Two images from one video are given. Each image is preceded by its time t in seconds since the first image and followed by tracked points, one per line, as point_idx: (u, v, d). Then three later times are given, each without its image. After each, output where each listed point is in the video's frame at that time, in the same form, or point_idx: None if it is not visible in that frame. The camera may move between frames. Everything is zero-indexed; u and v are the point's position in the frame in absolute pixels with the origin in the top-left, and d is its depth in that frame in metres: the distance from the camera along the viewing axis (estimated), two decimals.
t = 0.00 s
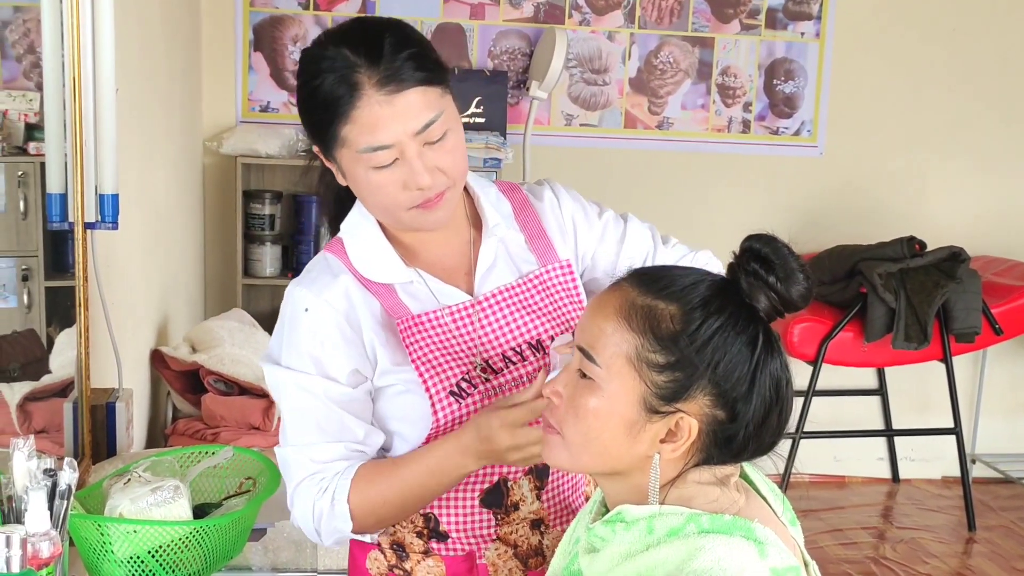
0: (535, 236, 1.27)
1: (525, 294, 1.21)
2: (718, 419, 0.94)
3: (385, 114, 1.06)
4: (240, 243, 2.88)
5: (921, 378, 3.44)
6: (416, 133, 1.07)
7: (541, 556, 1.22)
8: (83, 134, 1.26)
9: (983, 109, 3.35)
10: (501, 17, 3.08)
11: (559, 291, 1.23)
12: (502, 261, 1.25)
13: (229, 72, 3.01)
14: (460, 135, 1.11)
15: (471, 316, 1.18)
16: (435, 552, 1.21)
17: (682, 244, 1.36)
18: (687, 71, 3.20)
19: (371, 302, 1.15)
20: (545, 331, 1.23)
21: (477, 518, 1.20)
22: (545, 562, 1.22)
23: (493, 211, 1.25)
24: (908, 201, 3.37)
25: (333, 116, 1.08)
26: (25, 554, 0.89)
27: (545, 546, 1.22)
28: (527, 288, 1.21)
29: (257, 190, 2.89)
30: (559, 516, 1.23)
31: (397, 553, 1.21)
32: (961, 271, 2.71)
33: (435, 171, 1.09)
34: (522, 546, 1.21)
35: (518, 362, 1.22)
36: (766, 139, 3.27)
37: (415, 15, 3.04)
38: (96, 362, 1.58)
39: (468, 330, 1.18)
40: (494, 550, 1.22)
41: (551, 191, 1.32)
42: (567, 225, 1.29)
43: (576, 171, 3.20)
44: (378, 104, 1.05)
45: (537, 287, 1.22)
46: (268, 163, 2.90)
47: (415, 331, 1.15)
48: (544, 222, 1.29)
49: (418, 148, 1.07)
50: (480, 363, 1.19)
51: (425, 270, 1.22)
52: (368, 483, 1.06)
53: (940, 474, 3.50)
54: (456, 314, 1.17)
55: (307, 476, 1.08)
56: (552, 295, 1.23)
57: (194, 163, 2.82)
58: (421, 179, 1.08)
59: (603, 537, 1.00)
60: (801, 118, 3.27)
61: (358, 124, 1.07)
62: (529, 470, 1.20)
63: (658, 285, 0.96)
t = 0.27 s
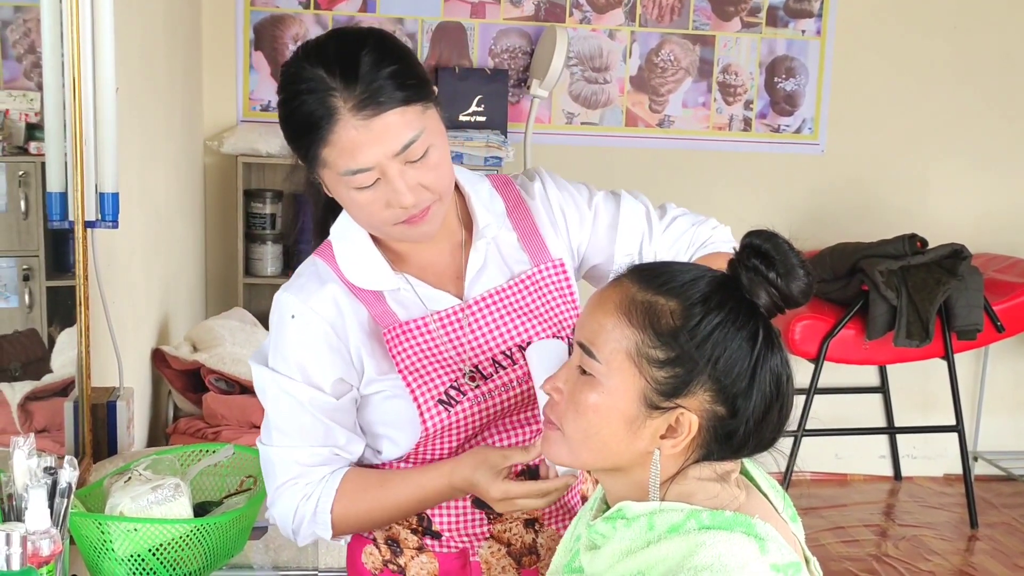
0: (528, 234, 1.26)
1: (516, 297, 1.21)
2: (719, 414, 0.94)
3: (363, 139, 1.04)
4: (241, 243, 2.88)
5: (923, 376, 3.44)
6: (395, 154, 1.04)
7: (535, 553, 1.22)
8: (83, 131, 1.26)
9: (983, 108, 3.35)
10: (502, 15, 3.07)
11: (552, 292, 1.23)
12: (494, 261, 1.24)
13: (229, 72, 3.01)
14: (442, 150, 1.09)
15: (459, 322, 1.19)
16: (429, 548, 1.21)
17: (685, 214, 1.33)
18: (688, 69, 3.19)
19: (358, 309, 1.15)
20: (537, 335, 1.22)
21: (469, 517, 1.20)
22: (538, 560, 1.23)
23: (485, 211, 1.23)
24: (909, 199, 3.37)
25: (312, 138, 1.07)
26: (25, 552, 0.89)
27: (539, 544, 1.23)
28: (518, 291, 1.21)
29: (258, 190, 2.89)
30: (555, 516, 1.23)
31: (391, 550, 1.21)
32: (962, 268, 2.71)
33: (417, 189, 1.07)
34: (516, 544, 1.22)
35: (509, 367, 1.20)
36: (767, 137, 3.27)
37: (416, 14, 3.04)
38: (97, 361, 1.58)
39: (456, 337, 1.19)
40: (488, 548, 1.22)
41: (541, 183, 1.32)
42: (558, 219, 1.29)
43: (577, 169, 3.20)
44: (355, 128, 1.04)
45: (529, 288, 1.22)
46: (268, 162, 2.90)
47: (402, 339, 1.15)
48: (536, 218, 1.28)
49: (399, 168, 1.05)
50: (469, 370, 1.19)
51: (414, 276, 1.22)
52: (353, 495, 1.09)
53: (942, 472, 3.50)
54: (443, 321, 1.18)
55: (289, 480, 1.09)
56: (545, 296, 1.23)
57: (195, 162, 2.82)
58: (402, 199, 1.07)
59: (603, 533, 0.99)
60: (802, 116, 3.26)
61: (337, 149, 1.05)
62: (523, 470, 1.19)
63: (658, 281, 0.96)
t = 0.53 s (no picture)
0: (523, 231, 1.26)
1: (512, 296, 1.21)
2: (715, 411, 0.94)
3: (351, 130, 1.04)
4: (240, 243, 2.88)
5: (922, 373, 3.44)
6: (385, 143, 1.04)
7: (531, 553, 1.22)
8: (79, 131, 1.26)
9: (980, 105, 3.35)
10: (500, 14, 3.07)
11: (547, 291, 1.23)
12: (489, 259, 1.24)
13: (227, 72, 3.01)
14: (432, 140, 1.08)
15: (454, 322, 1.18)
16: (425, 548, 1.21)
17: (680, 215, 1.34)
18: (686, 67, 3.19)
19: (352, 309, 1.14)
20: (533, 334, 1.22)
21: (465, 516, 1.20)
22: (534, 560, 1.23)
23: (478, 210, 1.24)
24: (908, 196, 3.37)
25: (301, 133, 1.06)
26: (22, 552, 0.89)
27: (535, 543, 1.22)
28: (513, 290, 1.21)
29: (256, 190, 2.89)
30: (551, 515, 1.23)
31: (387, 549, 1.21)
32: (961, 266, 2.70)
33: (408, 180, 1.07)
34: (512, 543, 1.22)
35: (504, 367, 1.20)
36: (766, 135, 3.27)
37: (414, 13, 3.04)
38: (95, 361, 1.58)
39: (452, 336, 1.19)
40: (484, 547, 1.22)
41: (537, 182, 1.31)
42: (553, 217, 1.29)
43: (576, 169, 3.20)
44: (343, 119, 1.03)
45: (524, 287, 1.22)
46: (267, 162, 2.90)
47: (397, 338, 1.15)
48: (531, 216, 1.28)
49: (389, 158, 1.05)
50: (465, 370, 1.19)
51: (408, 275, 1.21)
52: (343, 493, 1.08)
53: (942, 470, 3.50)
54: (439, 321, 1.17)
55: (285, 480, 1.10)
56: (540, 294, 1.23)
57: (194, 162, 2.81)
58: (395, 190, 1.07)
59: (600, 531, 0.99)
60: (801, 113, 3.26)
61: (325, 142, 1.05)
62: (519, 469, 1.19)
63: (655, 277, 0.96)
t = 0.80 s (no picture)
0: (520, 232, 1.26)
1: (510, 294, 1.21)
2: (710, 411, 0.95)
3: (338, 130, 1.04)
4: (238, 244, 2.88)
5: (920, 372, 3.44)
6: (372, 142, 1.04)
7: (529, 556, 1.22)
8: (76, 134, 1.26)
9: (977, 103, 3.35)
10: (497, 14, 3.07)
11: (546, 290, 1.23)
12: (486, 258, 1.24)
13: (225, 72, 3.01)
14: (420, 138, 1.08)
15: (453, 320, 1.19)
16: (422, 551, 1.21)
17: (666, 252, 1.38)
18: (683, 67, 3.19)
19: (352, 308, 1.15)
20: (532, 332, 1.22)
21: (462, 519, 1.20)
22: (532, 562, 1.22)
23: (475, 210, 1.24)
24: (906, 195, 3.37)
25: (288, 134, 1.06)
26: (17, 553, 0.90)
27: (532, 545, 1.22)
28: (512, 288, 1.21)
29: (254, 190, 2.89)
30: (548, 516, 1.23)
31: (385, 552, 1.21)
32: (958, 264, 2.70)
33: (398, 179, 1.07)
34: (510, 546, 1.21)
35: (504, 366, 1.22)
36: (763, 134, 3.27)
37: (411, 13, 3.04)
38: (92, 361, 1.58)
39: (451, 334, 1.19)
40: (481, 550, 1.21)
41: (535, 184, 1.31)
42: (554, 221, 1.29)
43: (575, 168, 3.20)
44: (329, 119, 1.03)
45: (523, 287, 1.22)
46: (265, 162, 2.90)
47: (395, 336, 1.16)
48: (529, 217, 1.28)
49: (378, 158, 1.05)
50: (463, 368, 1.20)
51: (405, 273, 1.21)
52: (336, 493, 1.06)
53: (941, 468, 3.50)
54: (437, 319, 1.17)
55: (309, 480, 1.09)
56: (538, 294, 1.23)
57: (191, 163, 2.81)
58: (385, 189, 1.06)
59: (596, 531, 0.99)
60: (798, 112, 3.27)
61: (312, 143, 1.05)
62: (516, 470, 1.20)
63: (650, 278, 0.96)
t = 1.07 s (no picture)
0: (518, 231, 1.27)
1: (508, 292, 1.21)
2: (705, 409, 0.95)
3: (334, 126, 1.04)
4: (235, 244, 2.88)
5: (918, 370, 3.44)
6: (369, 139, 1.04)
7: (529, 557, 1.22)
8: (71, 134, 1.26)
9: (975, 101, 3.35)
10: (495, 13, 3.07)
11: (544, 288, 1.23)
12: (484, 256, 1.24)
13: (222, 72, 3.00)
14: (417, 135, 1.08)
15: (453, 317, 1.19)
16: (422, 555, 1.20)
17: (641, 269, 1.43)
18: (681, 65, 3.19)
19: (350, 307, 1.15)
20: (530, 329, 1.22)
21: (464, 520, 1.20)
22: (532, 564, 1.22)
23: (472, 209, 1.24)
24: (904, 193, 3.37)
25: (284, 132, 1.07)
26: (12, 553, 0.90)
27: (533, 547, 1.22)
28: (512, 286, 1.21)
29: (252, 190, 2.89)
30: (547, 516, 1.24)
31: (385, 557, 1.20)
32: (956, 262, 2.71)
33: (394, 176, 1.07)
34: (510, 547, 1.21)
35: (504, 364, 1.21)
36: (761, 133, 3.27)
37: (409, 13, 3.03)
38: (89, 361, 1.58)
39: (450, 331, 1.19)
40: (482, 552, 1.21)
41: (531, 186, 1.32)
42: (550, 219, 1.30)
43: (572, 167, 3.20)
44: (325, 116, 1.03)
45: (521, 284, 1.22)
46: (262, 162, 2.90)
47: (396, 334, 1.15)
48: (526, 215, 1.29)
49: (374, 154, 1.05)
50: (464, 366, 1.19)
51: (402, 272, 1.22)
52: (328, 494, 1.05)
53: (939, 466, 3.50)
54: (437, 316, 1.18)
55: (306, 486, 1.06)
56: (537, 292, 1.23)
57: (189, 162, 2.81)
58: (382, 186, 1.06)
59: (592, 530, 0.99)
60: (796, 111, 3.27)
61: (309, 139, 1.05)
62: (517, 470, 1.20)
63: (644, 276, 0.96)
